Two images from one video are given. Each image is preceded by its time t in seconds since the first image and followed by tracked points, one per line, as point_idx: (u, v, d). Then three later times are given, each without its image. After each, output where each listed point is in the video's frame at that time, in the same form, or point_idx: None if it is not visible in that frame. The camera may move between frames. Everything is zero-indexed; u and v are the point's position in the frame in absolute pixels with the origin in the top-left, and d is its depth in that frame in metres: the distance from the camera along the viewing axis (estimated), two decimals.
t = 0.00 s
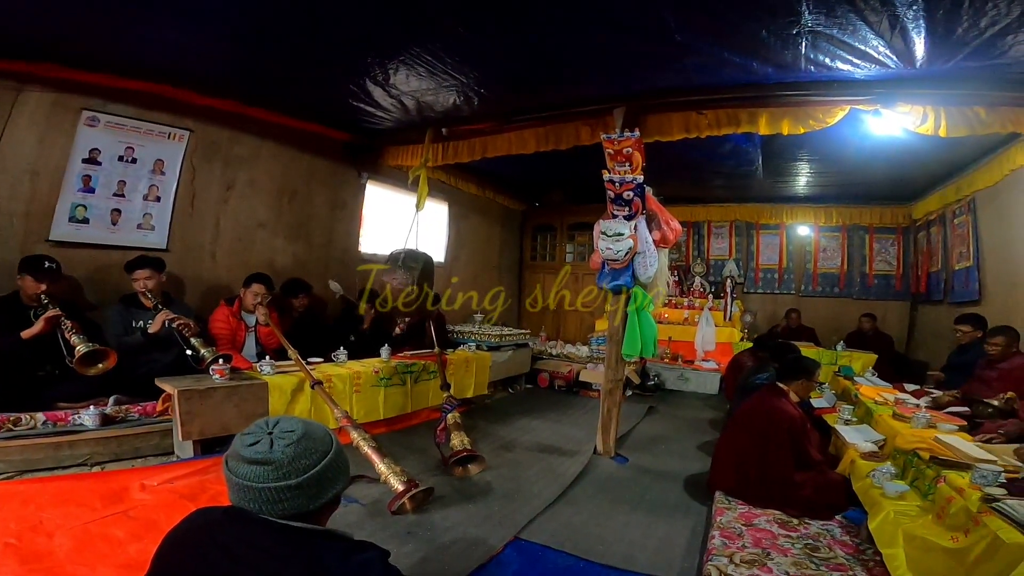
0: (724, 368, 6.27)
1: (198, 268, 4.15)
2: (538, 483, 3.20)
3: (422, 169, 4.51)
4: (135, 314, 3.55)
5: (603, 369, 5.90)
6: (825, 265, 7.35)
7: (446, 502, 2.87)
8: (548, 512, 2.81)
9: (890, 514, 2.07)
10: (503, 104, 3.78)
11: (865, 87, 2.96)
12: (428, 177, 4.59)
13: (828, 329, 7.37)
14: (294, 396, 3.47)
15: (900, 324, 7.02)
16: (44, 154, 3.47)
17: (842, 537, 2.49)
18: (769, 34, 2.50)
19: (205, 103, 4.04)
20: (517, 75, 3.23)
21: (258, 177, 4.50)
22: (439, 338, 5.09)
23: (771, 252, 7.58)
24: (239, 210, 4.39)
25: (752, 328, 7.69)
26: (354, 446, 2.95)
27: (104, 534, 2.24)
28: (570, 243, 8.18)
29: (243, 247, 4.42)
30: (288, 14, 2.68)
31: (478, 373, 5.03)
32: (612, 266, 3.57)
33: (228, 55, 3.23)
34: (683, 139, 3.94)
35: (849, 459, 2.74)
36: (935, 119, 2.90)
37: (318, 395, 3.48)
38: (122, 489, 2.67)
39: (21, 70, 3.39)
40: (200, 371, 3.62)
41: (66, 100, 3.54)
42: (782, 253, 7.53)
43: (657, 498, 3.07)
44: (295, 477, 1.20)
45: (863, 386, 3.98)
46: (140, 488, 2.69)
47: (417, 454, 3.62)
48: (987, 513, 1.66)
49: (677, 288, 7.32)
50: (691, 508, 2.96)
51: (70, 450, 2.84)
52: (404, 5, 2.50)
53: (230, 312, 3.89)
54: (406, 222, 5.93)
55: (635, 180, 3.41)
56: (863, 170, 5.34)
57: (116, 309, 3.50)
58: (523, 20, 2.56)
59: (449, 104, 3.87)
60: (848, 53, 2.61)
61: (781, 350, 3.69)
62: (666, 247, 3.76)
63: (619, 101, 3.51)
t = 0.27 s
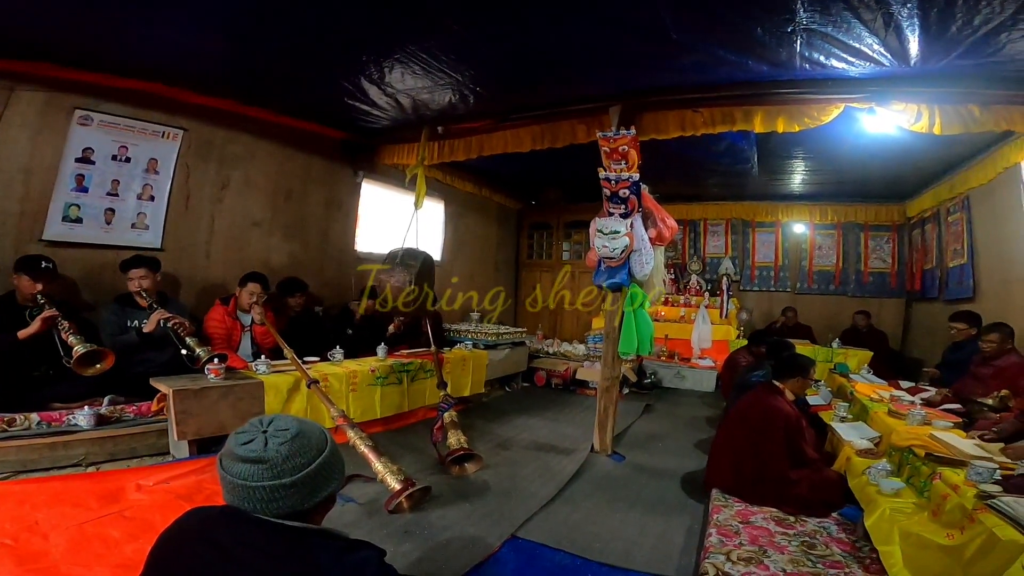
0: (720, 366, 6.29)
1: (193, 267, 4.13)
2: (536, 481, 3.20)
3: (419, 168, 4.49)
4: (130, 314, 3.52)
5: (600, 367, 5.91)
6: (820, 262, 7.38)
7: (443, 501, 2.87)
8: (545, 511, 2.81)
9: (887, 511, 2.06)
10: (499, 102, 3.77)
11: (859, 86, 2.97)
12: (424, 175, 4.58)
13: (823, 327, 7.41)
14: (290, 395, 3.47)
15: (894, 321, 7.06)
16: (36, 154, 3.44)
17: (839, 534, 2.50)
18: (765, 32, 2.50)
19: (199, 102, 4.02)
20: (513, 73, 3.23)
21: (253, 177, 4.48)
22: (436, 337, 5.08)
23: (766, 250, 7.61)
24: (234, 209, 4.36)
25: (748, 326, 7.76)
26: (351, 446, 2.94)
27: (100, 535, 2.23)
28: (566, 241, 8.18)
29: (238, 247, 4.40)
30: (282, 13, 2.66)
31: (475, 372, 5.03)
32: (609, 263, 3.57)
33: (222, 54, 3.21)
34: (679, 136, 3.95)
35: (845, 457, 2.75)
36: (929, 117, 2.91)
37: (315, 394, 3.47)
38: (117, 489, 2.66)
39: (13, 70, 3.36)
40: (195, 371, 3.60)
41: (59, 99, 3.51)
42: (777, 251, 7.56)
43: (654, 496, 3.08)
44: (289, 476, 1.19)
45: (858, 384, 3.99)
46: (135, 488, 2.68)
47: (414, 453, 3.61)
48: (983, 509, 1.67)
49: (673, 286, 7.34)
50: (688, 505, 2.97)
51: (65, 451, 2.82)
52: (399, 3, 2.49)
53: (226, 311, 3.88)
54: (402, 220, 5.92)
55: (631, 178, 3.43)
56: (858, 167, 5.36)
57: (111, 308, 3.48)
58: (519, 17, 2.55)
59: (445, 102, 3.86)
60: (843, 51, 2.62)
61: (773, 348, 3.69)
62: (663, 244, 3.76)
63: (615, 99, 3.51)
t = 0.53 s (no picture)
0: (717, 365, 6.31)
1: (189, 265, 4.12)
2: (532, 480, 3.21)
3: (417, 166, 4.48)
4: (126, 310, 3.52)
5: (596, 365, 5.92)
6: (817, 262, 7.41)
7: (440, 499, 2.88)
8: (541, 509, 2.82)
9: (882, 510, 2.06)
10: (497, 100, 3.76)
11: (857, 86, 2.97)
12: (422, 173, 4.57)
13: (820, 326, 7.43)
14: (287, 392, 3.47)
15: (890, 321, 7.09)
16: (32, 150, 3.42)
17: (834, 533, 2.51)
18: (763, 32, 2.51)
19: (197, 99, 4.00)
20: (512, 71, 3.22)
21: (251, 174, 4.46)
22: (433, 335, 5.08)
23: (763, 249, 7.63)
24: (231, 206, 4.35)
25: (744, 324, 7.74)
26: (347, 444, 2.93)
27: (94, 532, 2.23)
28: (564, 240, 8.19)
29: (234, 244, 4.39)
30: (280, 11, 2.65)
31: (472, 370, 5.02)
32: (606, 262, 3.57)
33: (219, 50, 3.19)
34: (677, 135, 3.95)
35: (840, 456, 2.76)
36: (926, 118, 2.91)
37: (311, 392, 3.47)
38: (112, 486, 2.65)
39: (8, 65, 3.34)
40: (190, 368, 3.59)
41: (55, 95, 3.49)
42: (774, 251, 7.58)
43: (650, 495, 3.09)
44: (284, 473, 1.19)
45: (853, 383, 4.02)
46: (131, 485, 2.67)
47: (411, 452, 3.62)
48: (977, 509, 1.68)
49: (670, 285, 7.35)
50: (684, 504, 2.98)
51: (59, 448, 2.82)
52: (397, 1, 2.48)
53: (222, 308, 3.87)
54: (400, 218, 5.91)
55: (629, 176, 3.42)
56: (855, 167, 5.37)
57: (106, 305, 3.46)
58: (517, 15, 2.54)
59: (443, 100, 3.85)
60: (841, 51, 2.62)
61: (769, 347, 3.66)
62: (660, 243, 3.76)
63: (613, 98, 3.51)
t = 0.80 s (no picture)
0: (714, 365, 6.33)
1: (186, 263, 4.10)
2: (530, 479, 3.21)
3: (415, 165, 4.48)
4: (121, 308, 3.50)
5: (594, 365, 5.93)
6: (814, 263, 7.43)
7: (437, 498, 2.88)
8: (538, 508, 2.82)
9: (877, 511, 2.07)
10: (495, 99, 3.76)
11: (855, 86, 2.97)
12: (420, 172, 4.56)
13: (816, 327, 7.45)
14: (284, 391, 3.46)
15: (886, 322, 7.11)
16: (29, 148, 3.41)
17: (829, 533, 2.52)
18: (762, 32, 2.51)
19: (195, 97, 3.99)
20: (510, 70, 3.22)
21: (248, 172, 4.45)
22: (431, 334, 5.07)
23: (761, 249, 7.64)
24: (228, 204, 4.33)
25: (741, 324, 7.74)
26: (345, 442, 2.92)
27: (90, 531, 2.22)
28: (562, 239, 8.19)
29: (232, 242, 4.37)
30: (279, 9, 2.64)
31: (469, 369, 5.02)
32: (604, 262, 3.57)
33: (217, 49, 3.18)
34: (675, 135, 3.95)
35: (836, 456, 2.76)
36: (924, 118, 2.91)
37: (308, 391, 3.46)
38: (107, 485, 2.64)
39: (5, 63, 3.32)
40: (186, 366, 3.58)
41: (52, 93, 3.48)
42: (772, 251, 7.59)
43: (647, 495, 3.09)
44: (281, 471, 1.19)
45: (850, 384, 4.03)
46: (126, 484, 2.66)
47: (408, 451, 3.61)
48: (971, 509, 1.69)
49: (668, 285, 7.36)
50: (681, 504, 2.99)
51: (54, 447, 2.80)
52: None
53: (219, 308, 3.85)
54: (398, 217, 5.90)
55: (627, 176, 3.43)
56: (853, 168, 5.39)
57: (101, 303, 3.44)
58: (517, 15, 2.54)
59: (442, 99, 3.85)
60: (840, 51, 2.63)
61: (764, 347, 3.69)
62: (657, 243, 3.77)
63: (612, 98, 3.50)
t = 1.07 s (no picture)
0: (709, 363, 6.35)
1: (181, 261, 4.08)
2: (526, 477, 3.21)
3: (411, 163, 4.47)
4: (115, 306, 3.48)
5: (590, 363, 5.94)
6: (809, 261, 7.46)
7: (433, 496, 2.88)
8: (535, 506, 2.82)
9: (872, 508, 2.09)
10: (492, 97, 3.75)
11: (850, 84, 2.98)
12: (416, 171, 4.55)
13: (812, 325, 7.49)
14: (280, 389, 3.45)
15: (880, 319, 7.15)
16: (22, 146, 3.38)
17: (825, 530, 2.53)
18: (758, 30, 2.51)
19: (190, 95, 3.97)
20: (507, 69, 3.22)
21: (243, 170, 4.43)
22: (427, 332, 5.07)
23: (756, 248, 7.67)
24: (223, 203, 4.31)
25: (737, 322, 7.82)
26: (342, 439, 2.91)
27: (84, 530, 2.21)
28: (558, 238, 8.19)
29: (227, 240, 4.35)
30: (274, 7, 2.63)
31: (466, 368, 5.02)
32: (599, 259, 3.57)
33: (213, 47, 3.16)
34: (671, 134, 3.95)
35: (831, 453, 2.77)
36: (918, 117, 2.93)
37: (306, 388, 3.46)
38: (102, 484, 2.63)
39: None
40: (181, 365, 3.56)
41: (46, 91, 3.45)
42: (767, 249, 7.62)
43: (643, 492, 3.10)
44: (273, 469, 1.19)
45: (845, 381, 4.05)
46: (121, 483, 2.65)
47: (404, 449, 3.61)
48: (966, 507, 1.70)
49: (664, 283, 7.38)
50: (677, 501, 3.00)
51: (48, 446, 2.78)
52: None
53: (214, 305, 3.84)
54: (394, 215, 5.89)
55: (623, 174, 3.43)
56: (848, 166, 5.41)
57: (94, 300, 3.41)
58: (513, 13, 2.53)
59: (438, 97, 3.84)
60: (835, 50, 2.64)
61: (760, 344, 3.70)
62: (653, 241, 3.77)
63: (608, 96, 3.50)
